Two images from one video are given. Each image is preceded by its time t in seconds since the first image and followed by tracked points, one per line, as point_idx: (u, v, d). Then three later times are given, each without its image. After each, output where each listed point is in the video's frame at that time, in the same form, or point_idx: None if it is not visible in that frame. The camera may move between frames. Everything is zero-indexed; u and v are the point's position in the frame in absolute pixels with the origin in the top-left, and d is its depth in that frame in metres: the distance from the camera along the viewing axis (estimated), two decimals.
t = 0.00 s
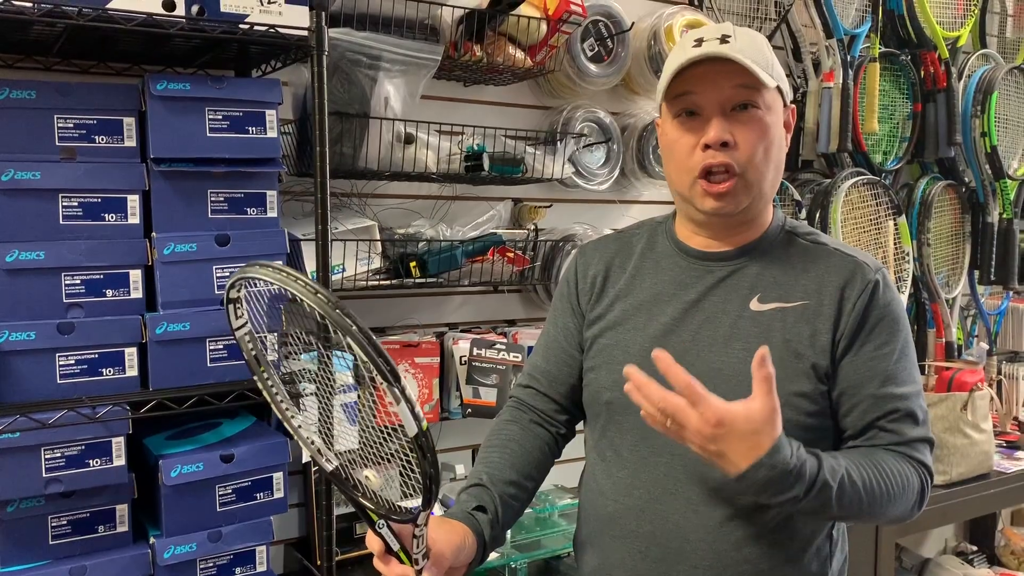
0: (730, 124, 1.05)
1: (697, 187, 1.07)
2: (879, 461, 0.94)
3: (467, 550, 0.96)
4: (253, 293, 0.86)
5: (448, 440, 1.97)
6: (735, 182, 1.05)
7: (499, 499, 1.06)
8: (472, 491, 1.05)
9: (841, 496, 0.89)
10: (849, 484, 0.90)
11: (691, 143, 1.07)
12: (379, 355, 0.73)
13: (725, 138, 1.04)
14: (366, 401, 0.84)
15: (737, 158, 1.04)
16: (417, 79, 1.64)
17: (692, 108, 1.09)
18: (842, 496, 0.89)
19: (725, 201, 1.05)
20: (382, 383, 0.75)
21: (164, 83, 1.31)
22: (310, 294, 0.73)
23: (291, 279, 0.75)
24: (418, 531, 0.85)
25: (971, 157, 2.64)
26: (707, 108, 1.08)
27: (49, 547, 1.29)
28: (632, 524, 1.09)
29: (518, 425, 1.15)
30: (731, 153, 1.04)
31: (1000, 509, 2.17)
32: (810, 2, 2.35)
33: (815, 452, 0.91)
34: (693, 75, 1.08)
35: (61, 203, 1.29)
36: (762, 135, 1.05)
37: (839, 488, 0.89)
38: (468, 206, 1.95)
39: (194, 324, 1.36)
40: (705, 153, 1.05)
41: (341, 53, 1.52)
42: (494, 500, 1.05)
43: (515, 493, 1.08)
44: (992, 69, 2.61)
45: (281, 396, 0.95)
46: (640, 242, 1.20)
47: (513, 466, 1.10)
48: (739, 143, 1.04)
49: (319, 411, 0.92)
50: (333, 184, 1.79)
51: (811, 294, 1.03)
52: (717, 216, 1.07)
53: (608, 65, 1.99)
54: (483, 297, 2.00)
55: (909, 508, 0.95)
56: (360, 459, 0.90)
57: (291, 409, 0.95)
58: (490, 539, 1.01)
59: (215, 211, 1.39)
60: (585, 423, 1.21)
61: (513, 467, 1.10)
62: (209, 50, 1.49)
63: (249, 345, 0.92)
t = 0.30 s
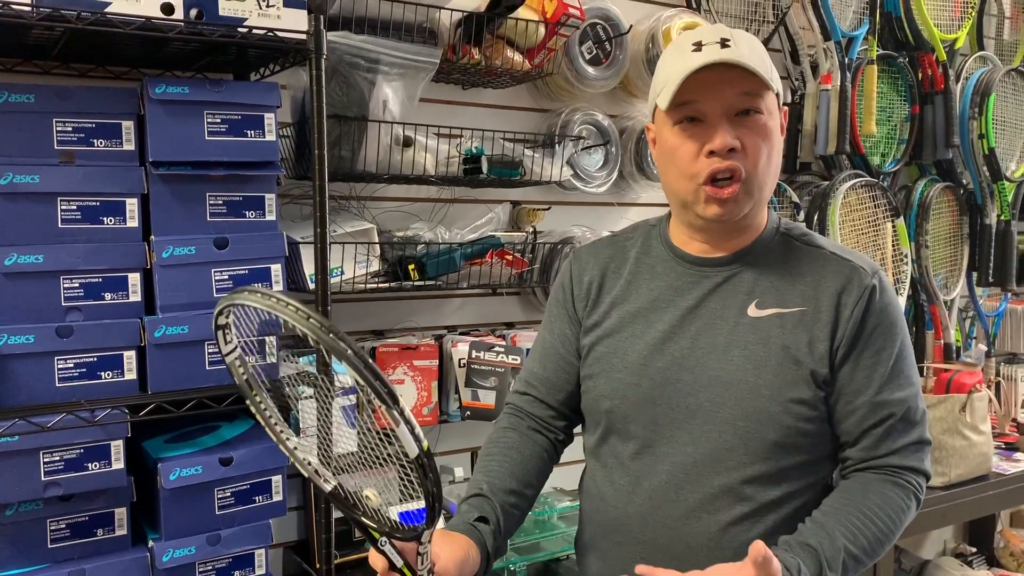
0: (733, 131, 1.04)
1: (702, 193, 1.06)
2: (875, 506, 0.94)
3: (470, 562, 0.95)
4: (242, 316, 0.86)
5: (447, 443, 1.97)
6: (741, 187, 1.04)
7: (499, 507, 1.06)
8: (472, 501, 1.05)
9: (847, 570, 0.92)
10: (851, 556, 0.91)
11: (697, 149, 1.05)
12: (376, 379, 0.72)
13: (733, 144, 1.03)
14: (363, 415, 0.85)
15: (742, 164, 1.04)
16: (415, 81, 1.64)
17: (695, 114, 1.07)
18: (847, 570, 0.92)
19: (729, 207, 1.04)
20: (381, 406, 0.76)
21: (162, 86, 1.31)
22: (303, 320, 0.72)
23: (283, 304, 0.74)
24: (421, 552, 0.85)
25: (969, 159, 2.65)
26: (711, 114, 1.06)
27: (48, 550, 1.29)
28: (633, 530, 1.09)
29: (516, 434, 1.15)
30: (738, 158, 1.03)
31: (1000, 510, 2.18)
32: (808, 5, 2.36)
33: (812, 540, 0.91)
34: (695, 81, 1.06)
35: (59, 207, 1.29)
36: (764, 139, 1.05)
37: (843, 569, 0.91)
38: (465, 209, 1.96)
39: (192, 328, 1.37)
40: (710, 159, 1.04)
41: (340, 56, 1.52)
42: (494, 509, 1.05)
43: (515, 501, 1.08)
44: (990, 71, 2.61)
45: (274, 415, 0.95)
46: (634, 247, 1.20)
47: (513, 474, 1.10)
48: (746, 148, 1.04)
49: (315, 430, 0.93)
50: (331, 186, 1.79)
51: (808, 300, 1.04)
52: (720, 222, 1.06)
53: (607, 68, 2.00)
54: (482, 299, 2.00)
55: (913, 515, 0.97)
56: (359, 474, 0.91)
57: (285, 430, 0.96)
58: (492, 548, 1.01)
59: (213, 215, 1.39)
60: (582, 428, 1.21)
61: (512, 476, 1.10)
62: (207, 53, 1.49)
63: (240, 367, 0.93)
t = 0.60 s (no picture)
0: (714, 138, 1.04)
1: (683, 198, 1.06)
2: (880, 502, 0.94)
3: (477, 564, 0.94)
4: (247, 327, 0.88)
5: (448, 445, 1.97)
6: (719, 195, 1.04)
7: (501, 510, 1.06)
8: (474, 504, 1.05)
9: (850, 565, 0.92)
10: (854, 551, 0.92)
11: (677, 156, 1.06)
12: (392, 395, 0.75)
13: (711, 152, 1.02)
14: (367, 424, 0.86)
15: (722, 171, 1.03)
16: (415, 82, 1.64)
17: (678, 121, 1.07)
18: (851, 565, 0.92)
19: (707, 213, 1.04)
20: (392, 417, 0.77)
21: (163, 88, 1.31)
22: (316, 333, 0.75)
23: (293, 318, 0.76)
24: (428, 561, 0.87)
25: (969, 160, 2.65)
26: (694, 121, 1.05)
27: (48, 552, 1.29)
28: (634, 532, 1.09)
29: (516, 437, 1.15)
30: (716, 167, 1.03)
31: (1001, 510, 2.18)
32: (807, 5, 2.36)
33: (816, 533, 0.92)
34: (677, 88, 1.06)
35: (59, 209, 1.29)
36: (747, 148, 1.04)
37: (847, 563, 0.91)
38: (465, 211, 1.95)
39: (193, 330, 1.37)
40: (689, 167, 1.04)
41: (339, 57, 1.52)
42: (496, 513, 1.04)
43: (517, 504, 1.08)
44: (989, 72, 2.61)
45: (278, 424, 0.97)
46: (634, 249, 1.20)
47: (514, 477, 1.10)
48: (727, 157, 1.03)
49: (319, 439, 0.94)
50: (331, 188, 1.79)
51: (809, 302, 1.04)
52: (701, 226, 1.07)
53: (606, 69, 2.00)
54: (482, 301, 2.00)
55: (916, 513, 0.97)
56: (363, 484, 0.91)
57: (289, 438, 0.97)
58: (495, 551, 1.01)
59: (213, 217, 1.39)
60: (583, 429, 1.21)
61: (513, 479, 1.10)
62: (207, 55, 1.49)
63: (243, 376, 0.94)
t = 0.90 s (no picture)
0: (691, 140, 1.04)
1: (664, 198, 1.08)
2: (876, 494, 0.94)
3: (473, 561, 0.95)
4: (242, 321, 0.85)
5: (449, 445, 1.97)
6: (695, 197, 1.04)
7: (501, 507, 1.06)
8: (474, 500, 1.05)
9: (846, 554, 0.91)
10: (850, 540, 0.91)
11: (655, 158, 1.08)
12: (380, 386, 0.73)
13: (681, 155, 1.03)
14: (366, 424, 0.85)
15: (696, 173, 1.03)
16: (415, 83, 1.64)
17: (657, 124, 1.08)
18: (846, 553, 0.91)
19: (685, 214, 1.05)
20: (385, 413, 0.77)
21: (163, 88, 1.32)
22: (305, 327, 0.72)
23: (283, 312, 0.74)
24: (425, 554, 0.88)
25: (969, 160, 2.65)
26: (670, 124, 1.06)
27: (50, 553, 1.29)
28: (633, 529, 1.09)
29: (517, 433, 1.15)
30: (688, 169, 1.03)
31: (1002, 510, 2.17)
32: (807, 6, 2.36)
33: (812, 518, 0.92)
34: (656, 94, 1.08)
35: (60, 210, 1.29)
36: (722, 151, 1.02)
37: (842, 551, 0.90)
38: (465, 212, 1.95)
39: (193, 330, 1.37)
40: (665, 169, 1.06)
41: (339, 58, 1.52)
42: (496, 510, 1.05)
43: (516, 501, 1.08)
44: (989, 71, 2.61)
45: (276, 420, 0.96)
46: (635, 248, 1.20)
47: (515, 474, 1.10)
48: (698, 159, 1.03)
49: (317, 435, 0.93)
50: (332, 189, 1.79)
51: (807, 299, 1.04)
52: (684, 226, 1.08)
53: (606, 69, 2.00)
54: (483, 301, 2.00)
55: (912, 510, 0.97)
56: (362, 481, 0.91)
57: (286, 433, 0.96)
58: (493, 548, 1.01)
59: (213, 217, 1.39)
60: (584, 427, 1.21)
61: (513, 476, 1.10)
62: (207, 56, 1.49)
63: (240, 370, 0.92)
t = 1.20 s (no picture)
0: (687, 140, 1.04)
1: (663, 198, 1.08)
2: (872, 493, 0.93)
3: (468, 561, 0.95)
4: (227, 331, 0.86)
5: (449, 444, 1.97)
6: (692, 195, 1.04)
7: (499, 506, 1.06)
8: (472, 500, 1.05)
9: (841, 553, 0.91)
10: (845, 538, 0.91)
11: (653, 158, 1.08)
12: (353, 398, 0.75)
13: (676, 155, 1.03)
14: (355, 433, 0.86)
15: (692, 173, 1.03)
16: (416, 83, 1.63)
17: (654, 125, 1.08)
18: (841, 552, 0.91)
19: (682, 214, 1.05)
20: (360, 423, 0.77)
21: (164, 88, 1.31)
22: (280, 340, 0.73)
23: (261, 325, 0.75)
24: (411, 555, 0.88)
25: (971, 159, 2.65)
26: (666, 125, 1.06)
27: (50, 553, 1.29)
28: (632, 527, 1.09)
29: (518, 432, 1.15)
30: (683, 168, 1.03)
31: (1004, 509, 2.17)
32: (809, 5, 2.35)
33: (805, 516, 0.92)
34: (652, 95, 1.08)
35: (61, 210, 1.29)
36: (717, 150, 1.02)
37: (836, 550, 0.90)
38: (467, 211, 1.95)
39: (193, 330, 1.37)
40: (661, 169, 1.06)
41: (340, 57, 1.52)
42: (494, 510, 1.04)
43: (516, 501, 1.08)
44: (991, 70, 2.61)
45: (270, 423, 0.97)
46: (637, 248, 1.20)
47: (514, 474, 1.10)
48: (694, 158, 1.03)
49: (309, 437, 0.95)
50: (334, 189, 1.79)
51: (806, 298, 1.03)
52: (683, 225, 1.08)
53: (608, 68, 2.00)
54: (484, 301, 2.00)
55: (909, 510, 0.96)
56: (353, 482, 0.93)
57: (281, 435, 0.97)
58: (490, 548, 1.01)
59: (214, 217, 1.39)
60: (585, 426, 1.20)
61: (513, 475, 1.09)
62: (208, 55, 1.49)
63: (231, 376, 0.93)
